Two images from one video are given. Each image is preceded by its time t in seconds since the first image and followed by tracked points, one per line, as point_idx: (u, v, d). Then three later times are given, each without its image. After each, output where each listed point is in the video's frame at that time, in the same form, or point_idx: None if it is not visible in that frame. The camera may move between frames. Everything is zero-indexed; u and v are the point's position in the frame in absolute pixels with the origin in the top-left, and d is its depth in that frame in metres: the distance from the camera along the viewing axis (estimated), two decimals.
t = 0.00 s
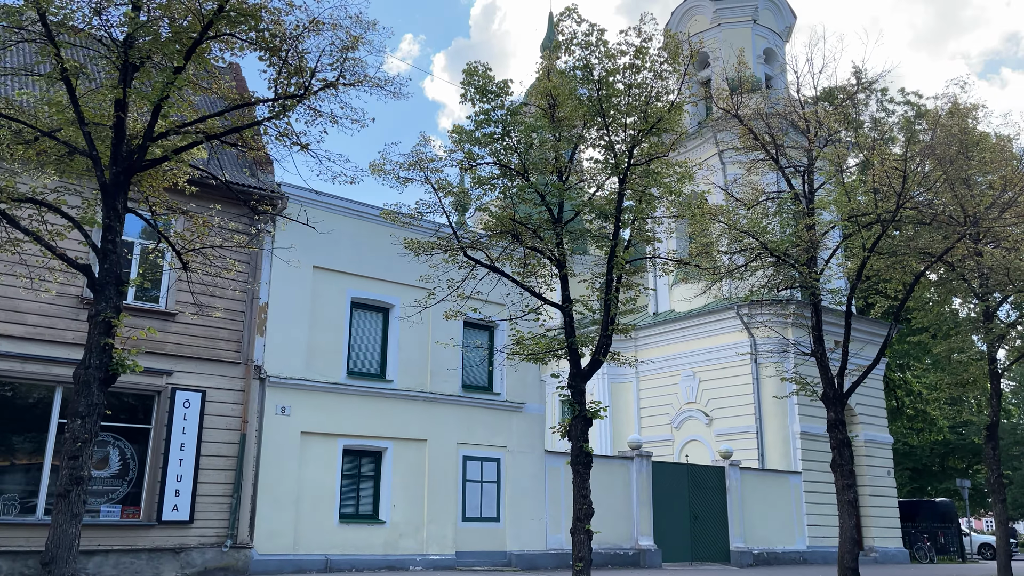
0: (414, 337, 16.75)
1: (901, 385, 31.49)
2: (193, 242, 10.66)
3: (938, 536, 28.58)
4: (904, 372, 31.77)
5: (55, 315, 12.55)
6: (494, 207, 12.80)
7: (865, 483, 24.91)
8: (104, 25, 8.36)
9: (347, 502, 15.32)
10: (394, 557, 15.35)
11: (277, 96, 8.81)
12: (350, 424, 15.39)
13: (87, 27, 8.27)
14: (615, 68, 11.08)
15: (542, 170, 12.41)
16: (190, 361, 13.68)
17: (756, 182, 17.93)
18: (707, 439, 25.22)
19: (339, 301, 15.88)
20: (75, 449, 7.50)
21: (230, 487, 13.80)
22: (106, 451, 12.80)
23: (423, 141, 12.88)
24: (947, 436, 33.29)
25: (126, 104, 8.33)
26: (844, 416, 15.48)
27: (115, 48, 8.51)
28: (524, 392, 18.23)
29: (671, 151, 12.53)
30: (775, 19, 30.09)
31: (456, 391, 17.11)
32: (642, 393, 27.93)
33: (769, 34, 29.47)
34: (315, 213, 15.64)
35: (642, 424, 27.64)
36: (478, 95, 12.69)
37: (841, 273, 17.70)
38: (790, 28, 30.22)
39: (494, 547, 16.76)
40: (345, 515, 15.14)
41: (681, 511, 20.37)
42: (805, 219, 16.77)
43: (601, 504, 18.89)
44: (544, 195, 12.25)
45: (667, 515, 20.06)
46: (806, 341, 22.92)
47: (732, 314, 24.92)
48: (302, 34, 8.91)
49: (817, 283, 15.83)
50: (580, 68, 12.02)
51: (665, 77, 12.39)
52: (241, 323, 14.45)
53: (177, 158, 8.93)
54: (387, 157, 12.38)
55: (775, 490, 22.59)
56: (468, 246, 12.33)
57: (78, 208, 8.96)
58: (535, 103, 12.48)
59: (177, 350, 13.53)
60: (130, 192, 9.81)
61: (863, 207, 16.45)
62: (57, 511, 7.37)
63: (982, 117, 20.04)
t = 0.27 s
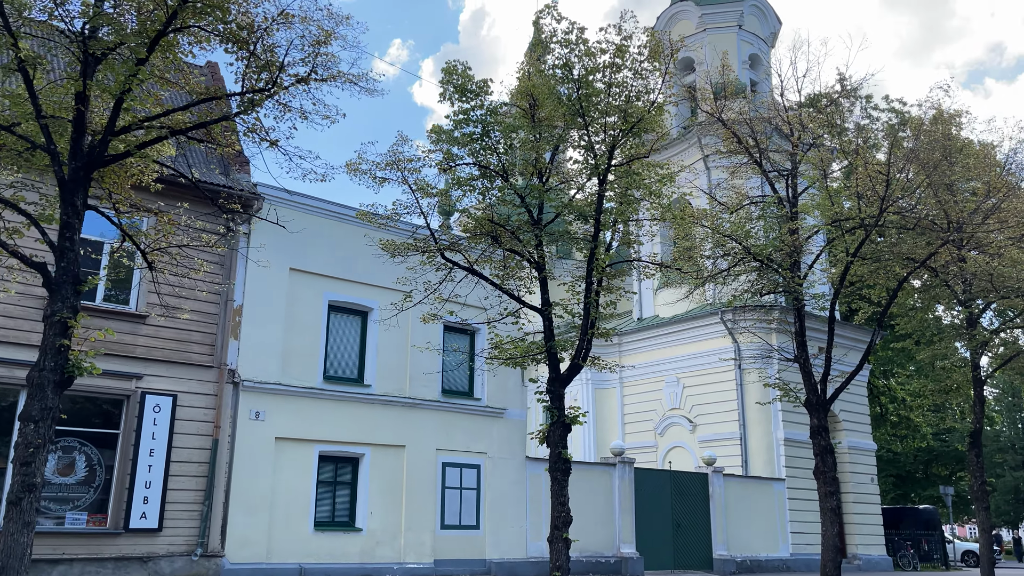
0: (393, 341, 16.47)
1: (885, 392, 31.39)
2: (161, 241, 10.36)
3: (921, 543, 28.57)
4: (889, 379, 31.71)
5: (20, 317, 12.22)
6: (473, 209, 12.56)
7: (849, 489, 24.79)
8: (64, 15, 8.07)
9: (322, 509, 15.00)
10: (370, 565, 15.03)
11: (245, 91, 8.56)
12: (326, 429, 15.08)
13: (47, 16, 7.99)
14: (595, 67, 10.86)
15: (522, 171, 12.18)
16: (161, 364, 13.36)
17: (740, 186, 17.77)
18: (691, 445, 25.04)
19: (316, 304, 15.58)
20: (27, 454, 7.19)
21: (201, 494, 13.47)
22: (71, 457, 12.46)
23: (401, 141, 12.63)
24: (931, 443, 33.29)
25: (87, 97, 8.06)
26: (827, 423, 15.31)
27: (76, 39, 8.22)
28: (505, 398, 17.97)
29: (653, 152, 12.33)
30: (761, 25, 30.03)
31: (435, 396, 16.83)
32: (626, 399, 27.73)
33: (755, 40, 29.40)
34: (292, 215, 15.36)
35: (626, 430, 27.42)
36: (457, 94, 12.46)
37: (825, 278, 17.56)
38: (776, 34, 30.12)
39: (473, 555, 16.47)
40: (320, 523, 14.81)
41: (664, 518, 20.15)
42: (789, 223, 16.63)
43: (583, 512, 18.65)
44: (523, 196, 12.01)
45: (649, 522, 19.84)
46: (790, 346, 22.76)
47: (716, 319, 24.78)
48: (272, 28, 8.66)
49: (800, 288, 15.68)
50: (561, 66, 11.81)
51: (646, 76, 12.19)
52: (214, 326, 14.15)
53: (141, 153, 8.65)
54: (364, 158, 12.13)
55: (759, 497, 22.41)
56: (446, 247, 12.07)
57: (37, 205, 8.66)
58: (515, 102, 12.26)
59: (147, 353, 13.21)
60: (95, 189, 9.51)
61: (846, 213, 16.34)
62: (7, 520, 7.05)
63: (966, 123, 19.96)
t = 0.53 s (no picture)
0: (367, 341, 16.20)
1: (865, 396, 31.40)
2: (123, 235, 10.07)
3: (899, 546, 28.53)
4: (868, 382, 31.73)
5: None
6: (447, 205, 12.32)
7: (828, 492, 24.74)
8: None
9: (294, 511, 14.69)
10: (342, 568, 14.74)
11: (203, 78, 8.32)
12: (298, 429, 14.78)
13: None
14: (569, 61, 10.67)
15: (497, 166, 11.99)
16: (126, 363, 13.03)
17: (720, 186, 17.65)
18: (671, 447, 24.91)
19: (288, 302, 15.29)
20: None
21: (168, 496, 13.15)
22: (32, 457, 12.11)
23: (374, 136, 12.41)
24: (910, 446, 33.36)
25: (41, 84, 7.78)
26: (805, 424, 15.19)
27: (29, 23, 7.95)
28: (482, 399, 17.74)
29: (630, 149, 12.17)
30: (743, 26, 30.00)
31: (410, 396, 16.58)
32: (606, 400, 27.57)
33: (737, 41, 29.35)
34: (264, 211, 15.09)
35: (606, 432, 27.25)
36: (432, 89, 12.25)
37: (805, 278, 17.46)
38: (757, 35, 30.08)
39: (448, 558, 16.22)
40: (291, 525, 14.51)
41: (642, 520, 19.97)
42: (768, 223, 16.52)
43: (560, 514, 18.44)
44: (498, 192, 11.80)
45: (627, 525, 19.67)
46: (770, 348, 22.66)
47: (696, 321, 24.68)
48: (235, 13, 8.43)
49: (778, 288, 15.57)
50: (536, 59, 11.58)
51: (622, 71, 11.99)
52: (183, 324, 13.84)
53: (100, 142, 8.38)
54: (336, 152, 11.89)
55: (738, 499, 22.27)
56: (419, 243, 11.83)
57: None
58: (490, 96, 12.05)
59: (112, 351, 12.89)
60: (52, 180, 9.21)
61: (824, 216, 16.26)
62: None
63: (946, 125, 19.96)
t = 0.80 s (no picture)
0: (339, 338, 15.95)
1: (843, 396, 31.44)
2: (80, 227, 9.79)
3: (876, 545, 28.57)
4: (846, 382, 31.80)
5: None
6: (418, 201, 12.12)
7: (805, 492, 24.74)
8: None
9: (261, 512, 14.41)
10: (311, 570, 14.48)
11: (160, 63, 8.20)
12: (267, 428, 14.51)
13: None
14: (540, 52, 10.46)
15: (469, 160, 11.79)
16: (88, 360, 12.72)
17: (697, 184, 17.55)
18: (649, 447, 24.80)
19: (258, 298, 15.00)
20: None
21: (130, 496, 12.84)
22: None
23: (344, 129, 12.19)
24: (887, 446, 33.47)
25: None
26: (780, 424, 15.09)
27: None
28: (456, 397, 17.52)
29: (604, 144, 12.00)
30: (723, 25, 29.95)
31: (383, 395, 16.34)
32: (584, 399, 27.44)
33: (717, 40, 29.29)
34: (234, 206, 14.81)
35: (584, 431, 27.12)
36: (403, 82, 12.04)
37: (782, 278, 17.38)
38: (738, 33, 29.96)
39: (420, 559, 15.99)
40: (258, 526, 14.22)
41: (617, 520, 19.84)
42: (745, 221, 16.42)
43: (535, 514, 18.26)
44: (469, 187, 11.60)
45: (603, 525, 19.52)
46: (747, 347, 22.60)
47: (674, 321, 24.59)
48: None
49: (754, 287, 15.47)
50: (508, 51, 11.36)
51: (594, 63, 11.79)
52: (148, 320, 13.53)
53: (51, 129, 8.10)
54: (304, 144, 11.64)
55: (714, 499, 22.20)
56: (388, 239, 11.61)
57: None
58: (463, 90, 11.86)
59: (73, 348, 12.60)
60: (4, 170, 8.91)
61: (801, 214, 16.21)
62: None
63: (923, 125, 19.96)
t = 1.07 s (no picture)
0: (312, 330, 15.68)
1: (822, 391, 31.47)
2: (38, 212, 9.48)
3: (854, 539, 28.74)
4: (825, 377, 31.86)
5: None
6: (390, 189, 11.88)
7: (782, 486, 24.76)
8: None
9: (231, 506, 14.14)
10: (281, 565, 14.22)
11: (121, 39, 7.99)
12: (237, 421, 14.23)
13: None
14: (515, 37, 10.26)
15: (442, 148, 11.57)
16: (50, 350, 12.39)
17: (676, 175, 17.41)
18: (627, 441, 24.70)
19: (228, 289, 14.70)
20: None
21: (94, 489, 12.53)
22: None
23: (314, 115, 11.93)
24: (865, 441, 33.61)
25: None
26: (757, 417, 15.00)
27: None
28: (432, 391, 17.30)
29: (579, 132, 11.81)
30: (705, 19, 29.85)
31: (357, 388, 16.08)
32: (563, 393, 27.30)
33: (699, 34, 29.19)
34: (204, 194, 14.49)
35: (563, 425, 26.98)
36: (375, 67, 11.79)
37: (760, 271, 17.31)
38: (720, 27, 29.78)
39: (393, 554, 15.78)
40: (227, 520, 13.95)
41: (594, 515, 19.71)
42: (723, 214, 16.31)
43: (511, 508, 18.09)
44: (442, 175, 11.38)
45: (580, 519, 19.39)
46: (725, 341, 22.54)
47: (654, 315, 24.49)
48: None
49: (732, 280, 15.36)
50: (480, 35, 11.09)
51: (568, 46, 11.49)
52: (114, 309, 13.18)
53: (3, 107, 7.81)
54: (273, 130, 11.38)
55: (692, 493, 22.14)
56: (358, 227, 11.38)
57: None
58: (436, 76, 11.63)
59: (34, 338, 12.27)
60: None
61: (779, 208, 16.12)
62: None
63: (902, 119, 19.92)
